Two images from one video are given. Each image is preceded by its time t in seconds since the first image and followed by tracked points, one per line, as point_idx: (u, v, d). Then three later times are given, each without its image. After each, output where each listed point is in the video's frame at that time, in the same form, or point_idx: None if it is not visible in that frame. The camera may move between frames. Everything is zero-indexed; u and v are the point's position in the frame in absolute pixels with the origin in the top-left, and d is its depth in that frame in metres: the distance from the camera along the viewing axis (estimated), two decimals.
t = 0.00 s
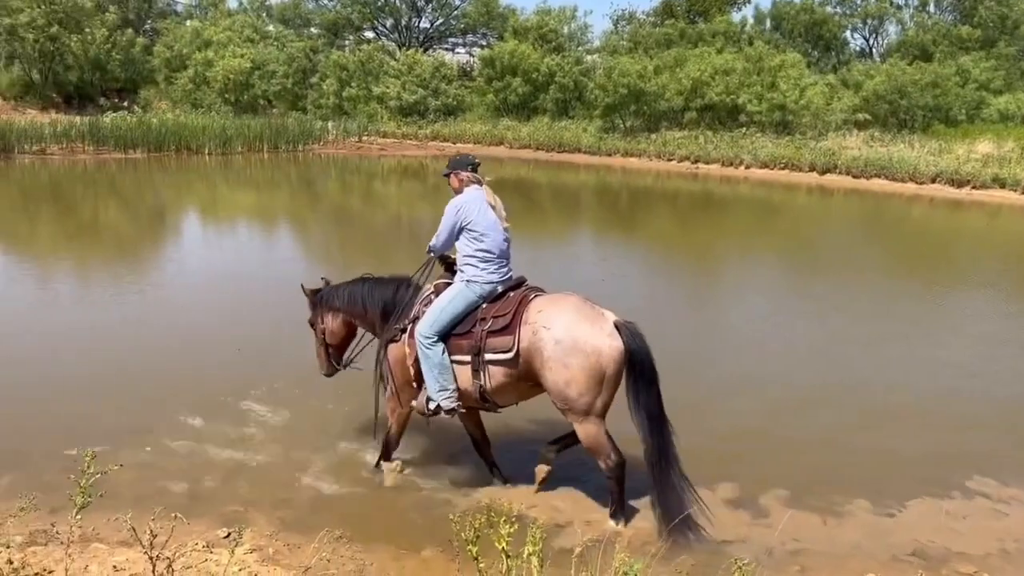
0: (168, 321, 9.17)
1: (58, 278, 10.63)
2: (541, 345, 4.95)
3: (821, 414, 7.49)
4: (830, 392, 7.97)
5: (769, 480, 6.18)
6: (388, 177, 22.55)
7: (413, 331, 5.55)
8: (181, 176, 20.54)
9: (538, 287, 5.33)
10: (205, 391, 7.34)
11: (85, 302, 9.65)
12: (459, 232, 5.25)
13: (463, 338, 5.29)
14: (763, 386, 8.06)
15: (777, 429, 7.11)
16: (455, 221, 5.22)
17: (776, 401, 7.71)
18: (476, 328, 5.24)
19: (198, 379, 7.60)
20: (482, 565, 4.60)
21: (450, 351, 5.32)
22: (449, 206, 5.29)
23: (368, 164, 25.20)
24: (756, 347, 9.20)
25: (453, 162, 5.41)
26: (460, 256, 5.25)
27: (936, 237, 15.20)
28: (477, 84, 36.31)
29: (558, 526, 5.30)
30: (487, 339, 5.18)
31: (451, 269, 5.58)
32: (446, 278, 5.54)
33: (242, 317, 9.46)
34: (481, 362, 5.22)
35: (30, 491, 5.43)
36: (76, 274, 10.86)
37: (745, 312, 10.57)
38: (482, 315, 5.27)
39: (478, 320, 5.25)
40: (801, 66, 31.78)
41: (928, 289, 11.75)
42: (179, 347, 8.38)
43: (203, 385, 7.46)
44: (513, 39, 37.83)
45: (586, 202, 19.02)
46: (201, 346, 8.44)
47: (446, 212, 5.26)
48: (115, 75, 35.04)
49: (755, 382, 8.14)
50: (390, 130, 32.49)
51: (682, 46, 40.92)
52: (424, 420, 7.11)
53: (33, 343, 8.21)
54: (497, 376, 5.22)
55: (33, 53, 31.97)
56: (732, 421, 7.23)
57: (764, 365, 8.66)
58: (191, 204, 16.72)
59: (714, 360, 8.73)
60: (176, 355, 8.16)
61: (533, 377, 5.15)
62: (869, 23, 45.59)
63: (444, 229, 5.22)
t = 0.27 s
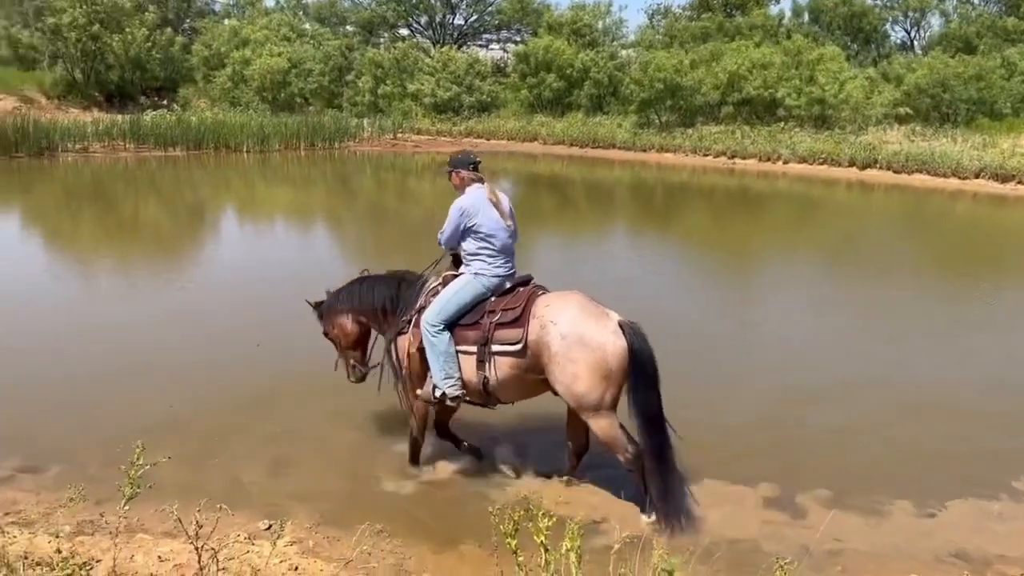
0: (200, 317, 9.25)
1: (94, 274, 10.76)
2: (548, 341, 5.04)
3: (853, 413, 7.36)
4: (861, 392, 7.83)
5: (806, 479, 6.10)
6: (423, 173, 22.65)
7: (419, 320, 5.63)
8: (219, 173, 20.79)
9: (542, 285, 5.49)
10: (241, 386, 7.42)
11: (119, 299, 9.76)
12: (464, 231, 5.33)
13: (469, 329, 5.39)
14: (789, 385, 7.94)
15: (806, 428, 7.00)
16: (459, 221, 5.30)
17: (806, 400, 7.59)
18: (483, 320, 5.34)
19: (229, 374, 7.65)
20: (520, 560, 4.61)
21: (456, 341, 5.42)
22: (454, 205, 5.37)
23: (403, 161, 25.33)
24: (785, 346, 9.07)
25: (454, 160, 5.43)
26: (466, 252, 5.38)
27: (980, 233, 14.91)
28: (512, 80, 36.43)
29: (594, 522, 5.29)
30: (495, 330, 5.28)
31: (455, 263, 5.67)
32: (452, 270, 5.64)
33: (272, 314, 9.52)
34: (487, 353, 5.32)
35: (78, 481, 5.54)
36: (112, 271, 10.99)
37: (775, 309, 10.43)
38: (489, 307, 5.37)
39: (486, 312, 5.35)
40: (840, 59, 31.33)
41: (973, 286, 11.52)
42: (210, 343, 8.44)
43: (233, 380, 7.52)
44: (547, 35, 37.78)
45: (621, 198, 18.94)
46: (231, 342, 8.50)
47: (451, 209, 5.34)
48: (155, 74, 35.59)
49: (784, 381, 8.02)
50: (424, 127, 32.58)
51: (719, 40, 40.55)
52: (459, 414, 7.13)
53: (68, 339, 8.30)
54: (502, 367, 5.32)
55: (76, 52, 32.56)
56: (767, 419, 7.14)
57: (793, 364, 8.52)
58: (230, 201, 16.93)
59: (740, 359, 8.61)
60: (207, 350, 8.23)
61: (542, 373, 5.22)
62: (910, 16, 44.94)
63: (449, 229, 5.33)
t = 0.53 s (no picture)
0: (227, 314, 9.28)
1: (124, 271, 10.85)
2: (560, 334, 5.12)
3: (879, 413, 7.20)
4: (888, 392, 7.66)
5: (846, 478, 6.01)
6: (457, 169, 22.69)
7: (434, 304, 5.71)
8: (256, 170, 20.99)
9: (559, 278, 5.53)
10: (277, 380, 7.50)
11: (148, 296, 9.82)
12: (483, 224, 5.32)
13: (484, 317, 5.44)
14: (813, 384, 7.78)
15: (830, 428, 6.86)
16: (478, 214, 5.27)
17: (831, 399, 7.44)
18: (498, 308, 5.38)
19: (255, 371, 7.68)
20: (557, 556, 4.61)
21: (471, 327, 5.48)
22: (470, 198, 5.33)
23: (436, 157, 25.37)
24: (810, 343, 8.91)
25: (461, 157, 5.48)
26: (485, 242, 5.40)
27: None
28: (545, 75, 36.26)
29: (629, 520, 5.26)
30: (510, 318, 5.33)
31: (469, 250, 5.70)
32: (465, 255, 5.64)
33: (297, 311, 9.53)
34: (502, 340, 5.37)
35: (119, 474, 5.64)
36: (143, 268, 11.08)
37: (801, 306, 10.25)
38: (504, 296, 5.39)
39: (501, 300, 5.38)
40: (880, 52, 30.78)
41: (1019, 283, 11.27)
42: (237, 339, 8.46)
43: (258, 376, 7.54)
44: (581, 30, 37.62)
45: (655, 193, 18.79)
46: (259, 338, 8.54)
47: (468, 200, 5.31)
48: (193, 71, 36.02)
49: (810, 380, 7.87)
50: (458, 123, 32.54)
51: (756, 33, 40.05)
52: (492, 410, 7.14)
53: (95, 336, 8.36)
54: (516, 355, 5.39)
55: (117, 50, 33.05)
56: (802, 418, 7.04)
57: (817, 362, 8.36)
58: (266, 197, 17.09)
59: (762, 356, 8.48)
60: (234, 346, 8.27)
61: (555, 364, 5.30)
62: (953, 8, 44.07)
63: (466, 223, 5.28)
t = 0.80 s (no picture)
0: (237, 314, 9.18)
1: (142, 270, 10.83)
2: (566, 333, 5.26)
3: (895, 413, 7.07)
4: (904, 391, 7.53)
5: (880, 478, 5.92)
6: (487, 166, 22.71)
7: (450, 300, 5.83)
8: (289, 168, 21.18)
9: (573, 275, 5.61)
10: (308, 375, 7.57)
11: (161, 295, 9.78)
12: (496, 217, 5.45)
13: (497, 313, 5.54)
14: (821, 383, 7.69)
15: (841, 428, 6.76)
16: (489, 208, 5.40)
17: (845, 398, 7.34)
18: (511, 305, 5.49)
19: (263, 371, 7.61)
20: (586, 554, 4.60)
21: (484, 324, 5.57)
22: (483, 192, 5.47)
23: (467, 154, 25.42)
24: (823, 341, 8.81)
25: (479, 150, 5.61)
26: (499, 236, 5.52)
27: None
28: (577, 72, 36.16)
29: (658, 519, 5.23)
30: (523, 315, 5.43)
31: (484, 247, 5.84)
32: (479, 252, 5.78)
33: (308, 311, 9.40)
34: (515, 337, 5.47)
35: (154, 467, 5.72)
36: (161, 266, 11.07)
37: (816, 304, 10.14)
38: (518, 292, 5.51)
39: (514, 297, 5.49)
40: (918, 46, 30.26)
41: None
42: (246, 340, 8.39)
43: (267, 376, 7.48)
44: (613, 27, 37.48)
45: (687, 190, 18.64)
46: (271, 338, 8.46)
47: (481, 193, 5.45)
48: (228, 70, 36.43)
49: (842, 378, 7.77)
50: (488, 120, 32.50)
51: (790, 28, 39.59)
52: (520, 407, 7.13)
53: (104, 336, 8.33)
54: (528, 351, 5.48)
55: (153, 49, 33.53)
56: (833, 417, 6.94)
57: (829, 360, 8.27)
58: (298, 194, 17.26)
59: (772, 353, 8.41)
60: (243, 346, 8.21)
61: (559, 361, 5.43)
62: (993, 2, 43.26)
63: (476, 216, 5.40)
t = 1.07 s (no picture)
0: (245, 314, 9.10)
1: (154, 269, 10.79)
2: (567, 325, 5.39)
3: (909, 412, 6.98)
4: (919, 389, 7.43)
5: (912, 480, 5.83)
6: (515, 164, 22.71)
7: (458, 291, 5.97)
8: (319, 166, 21.33)
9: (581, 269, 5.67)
10: (336, 370, 7.63)
11: (171, 295, 9.71)
12: (506, 210, 5.56)
13: (504, 304, 5.65)
14: (831, 381, 7.60)
15: (852, 425, 6.71)
16: (499, 201, 5.52)
17: (857, 396, 7.26)
18: (517, 296, 5.59)
19: (270, 372, 7.53)
20: (614, 553, 4.57)
21: (491, 314, 5.69)
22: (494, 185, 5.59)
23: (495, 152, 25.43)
24: (836, 339, 8.73)
25: (493, 146, 5.77)
26: (508, 229, 5.62)
27: None
28: (606, 69, 36.04)
29: (685, 520, 5.17)
30: (528, 307, 5.53)
31: (496, 239, 5.96)
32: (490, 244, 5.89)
33: (318, 312, 9.28)
34: (519, 328, 5.58)
35: (186, 461, 5.79)
36: (175, 265, 11.02)
37: (830, 302, 10.05)
38: (524, 284, 5.61)
39: (520, 288, 5.60)
40: (953, 42, 29.77)
41: None
42: (253, 340, 8.30)
43: (280, 375, 7.46)
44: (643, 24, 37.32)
45: (717, 188, 18.49)
46: (283, 338, 8.39)
47: (492, 188, 5.57)
48: (260, 68, 36.76)
49: (872, 379, 7.67)
50: (517, 118, 32.43)
51: (822, 24, 39.14)
52: (546, 403, 7.12)
53: (110, 337, 8.28)
54: (532, 342, 5.58)
55: (186, 48, 33.90)
56: (864, 418, 6.83)
57: (840, 358, 8.19)
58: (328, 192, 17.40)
59: (782, 351, 8.36)
60: (258, 345, 8.18)
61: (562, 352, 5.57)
62: None
63: (487, 209, 5.54)
